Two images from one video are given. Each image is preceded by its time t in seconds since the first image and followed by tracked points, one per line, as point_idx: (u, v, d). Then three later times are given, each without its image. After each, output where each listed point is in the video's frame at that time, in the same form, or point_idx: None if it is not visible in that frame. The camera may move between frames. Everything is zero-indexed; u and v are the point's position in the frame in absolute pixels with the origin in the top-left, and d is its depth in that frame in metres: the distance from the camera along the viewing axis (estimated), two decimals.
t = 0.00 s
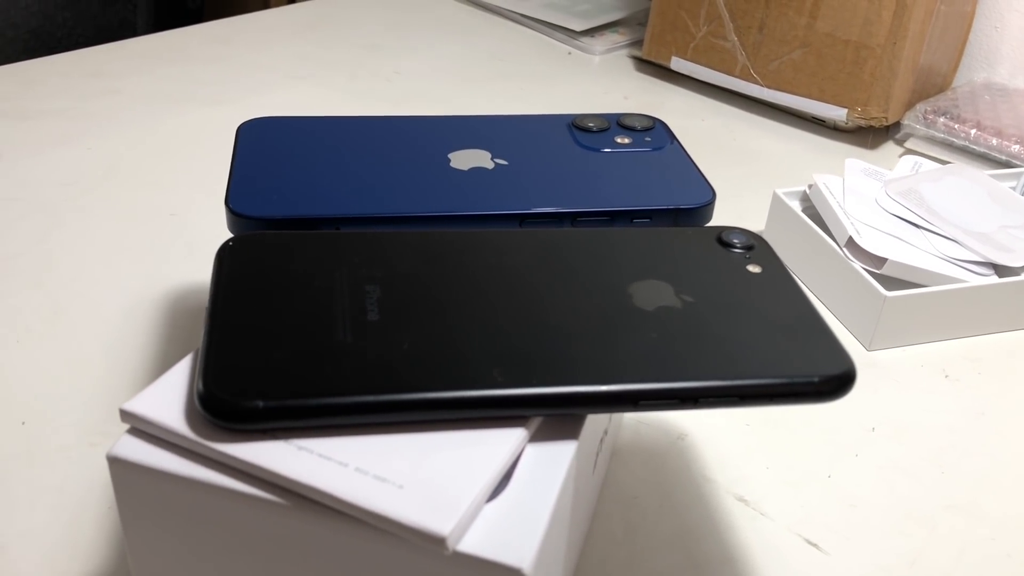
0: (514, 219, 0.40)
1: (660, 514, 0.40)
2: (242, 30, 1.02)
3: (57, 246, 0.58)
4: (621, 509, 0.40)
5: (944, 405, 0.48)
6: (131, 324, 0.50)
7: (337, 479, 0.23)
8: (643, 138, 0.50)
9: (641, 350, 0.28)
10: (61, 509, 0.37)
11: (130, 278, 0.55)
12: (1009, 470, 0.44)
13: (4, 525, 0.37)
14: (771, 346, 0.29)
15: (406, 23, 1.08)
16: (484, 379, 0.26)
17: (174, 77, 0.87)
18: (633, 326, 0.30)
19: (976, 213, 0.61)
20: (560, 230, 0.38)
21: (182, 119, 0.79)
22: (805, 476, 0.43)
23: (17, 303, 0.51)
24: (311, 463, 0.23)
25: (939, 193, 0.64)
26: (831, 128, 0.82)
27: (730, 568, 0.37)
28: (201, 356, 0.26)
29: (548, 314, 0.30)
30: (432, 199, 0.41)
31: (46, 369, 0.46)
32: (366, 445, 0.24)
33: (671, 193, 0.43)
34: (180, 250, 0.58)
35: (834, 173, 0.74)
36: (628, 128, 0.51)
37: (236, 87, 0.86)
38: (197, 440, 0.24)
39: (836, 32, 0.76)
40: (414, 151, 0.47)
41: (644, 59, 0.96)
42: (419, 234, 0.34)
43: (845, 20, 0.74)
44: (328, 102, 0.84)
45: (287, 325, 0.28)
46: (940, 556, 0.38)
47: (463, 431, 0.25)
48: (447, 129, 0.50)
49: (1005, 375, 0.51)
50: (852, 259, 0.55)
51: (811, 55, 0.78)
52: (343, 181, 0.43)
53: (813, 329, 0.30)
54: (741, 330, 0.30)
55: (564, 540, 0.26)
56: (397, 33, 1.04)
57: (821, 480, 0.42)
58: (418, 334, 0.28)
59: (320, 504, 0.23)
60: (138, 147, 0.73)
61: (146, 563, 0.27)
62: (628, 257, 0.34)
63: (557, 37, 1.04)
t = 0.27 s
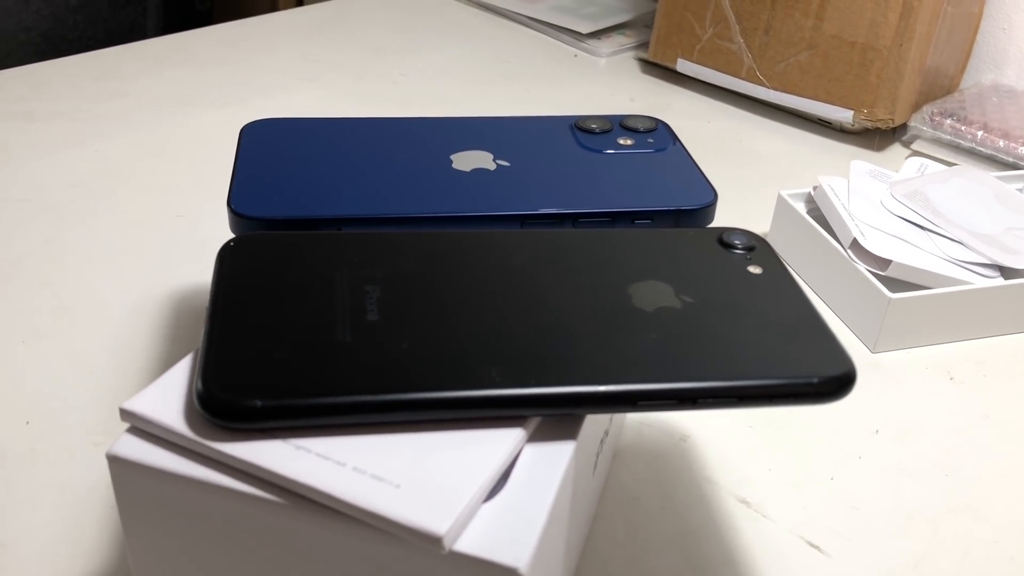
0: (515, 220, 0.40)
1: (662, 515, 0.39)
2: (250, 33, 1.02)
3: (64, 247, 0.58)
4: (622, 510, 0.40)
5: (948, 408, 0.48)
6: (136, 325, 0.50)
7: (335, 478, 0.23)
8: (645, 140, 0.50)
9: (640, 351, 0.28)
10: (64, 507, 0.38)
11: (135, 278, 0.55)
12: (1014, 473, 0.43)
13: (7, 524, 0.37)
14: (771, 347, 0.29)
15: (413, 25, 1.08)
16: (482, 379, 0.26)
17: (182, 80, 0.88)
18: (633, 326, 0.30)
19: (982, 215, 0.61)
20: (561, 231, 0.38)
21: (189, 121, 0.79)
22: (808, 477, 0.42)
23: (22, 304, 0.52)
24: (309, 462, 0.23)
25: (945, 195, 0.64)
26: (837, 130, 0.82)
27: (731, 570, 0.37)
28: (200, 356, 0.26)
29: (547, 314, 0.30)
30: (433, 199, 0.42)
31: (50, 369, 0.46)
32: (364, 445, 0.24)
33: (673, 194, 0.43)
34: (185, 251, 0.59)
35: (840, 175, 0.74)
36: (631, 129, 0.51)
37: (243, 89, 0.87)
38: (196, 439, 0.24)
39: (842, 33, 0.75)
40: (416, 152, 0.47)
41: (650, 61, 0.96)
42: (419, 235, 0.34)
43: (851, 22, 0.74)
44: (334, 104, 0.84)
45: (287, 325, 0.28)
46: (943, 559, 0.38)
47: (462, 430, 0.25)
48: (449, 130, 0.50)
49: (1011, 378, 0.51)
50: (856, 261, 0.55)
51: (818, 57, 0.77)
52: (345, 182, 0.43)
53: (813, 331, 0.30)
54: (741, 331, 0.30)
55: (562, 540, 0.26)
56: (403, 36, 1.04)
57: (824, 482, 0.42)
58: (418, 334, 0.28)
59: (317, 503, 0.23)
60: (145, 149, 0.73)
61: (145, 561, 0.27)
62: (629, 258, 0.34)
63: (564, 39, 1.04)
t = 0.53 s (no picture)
0: (514, 221, 0.40)
1: (662, 517, 0.39)
2: (256, 36, 1.03)
3: (69, 248, 0.58)
4: (622, 512, 0.40)
5: (951, 411, 0.48)
6: (139, 326, 0.50)
7: (330, 477, 0.23)
8: (647, 141, 0.50)
9: (636, 352, 0.28)
10: (65, 508, 0.38)
11: (138, 280, 0.55)
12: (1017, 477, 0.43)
13: (8, 524, 0.37)
14: (768, 348, 0.29)
15: (418, 28, 1.08)
16: (478, 380, 0.26)
17: (188, 82, 0.88)
18: (630, 327, 0.30)
19: (987, 218, 0.61)
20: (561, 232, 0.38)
21: (194, 123, 0.79)
22: (809, 480, 0.42)
23: (26, 305, 0.52)
24: (304, 462, 0.23)
25: (950, 197, 0.64)
26: (842, 132, 0.82)
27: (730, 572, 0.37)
28: (198, 356, 0.27)
29: (544, 315, 0.30)
30: (433, 201, 0.42)
31: (54, 369, 0.46)
32: (360, 445, 0.24)
33: (673, 195, 0.43)
34: (189, 252, 0.59)
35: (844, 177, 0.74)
36: (633, 131, 0.51)
37: (249, 91, 0.87)
38: (192, 438, 0.24)
39: (847, 36, 0.75)
40: (416, 154, 0.47)
41: (655, 64, 0.96)
42: (418, 235, 0.34)
43: (856, 24, 0.74)
44: (340, 107, 0.84)
45: (284, 325, 0.28)
46: (945, 562, 0.38)
47: (458, 430, 0.25)
48: (450, 131, 0.50)
49: (1016, 381, 0.51)
50: (859, 263, 0.54)
51: (823, 59, 0.77)
52: (345, 184, 0.43)
53: (811, 332, 0.30)
54: (739, 332, 0.30)
55: (559, 541, 0.26)
56: (409, 39, 1.05)
57: (825, 484, 0.42)
58: (414, 335, 0.28)
59: (312, 502, 0.23)
60: (151, 151, 0.73)
61: (142, 560, 0.27)
62: (627, 259, 0.34)
63: (569, 42, 1.04)
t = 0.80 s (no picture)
0: (514, 222, 0.40)
1: (662, 519, 0.39)
2: (263, 39, 1.03)
3: (75, 249, 0.59)
4: (622, 513, 0.40)
5: (953, 413, 0.48)
6: (142, 326, 0.50)
7: (326, 476, 0.23)
8: (648, 143, 0.50)
9: (633, 352, 0.28)
10: (67, 507, 0.38)
11: (143, 281, 0.55)
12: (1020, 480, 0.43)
13: (10, 522, 0.37)
14: (764, 349, 0.29)
15: (424, 31, 1.09)
16: (475, 379, 0.26)
17: (195, 85, 0.89)
18: (628, 327, 0.30)
19: (991, 220, 0.61)
20: (561, 232, 0.38)
21: (200, 125, 0.79)
22: (810, 481, 0.42)
23: (31, 305, 0.52)
24: (301, 460, 0.24)
25: (954, 198, 0.64)
26: (847, 135, 0.82)
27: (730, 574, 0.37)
28: (197, 355, 0.27)
29: (543, 316, 0.30)
30: (434, 201, 0.42)
31: (57, 369, 0.47)
32: (356, 443, 0.25)
33: (673, 196, 0.43)
34: (193, 253, 0.59)
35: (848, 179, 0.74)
36: (634, 132, 0.51)
37: (255, 94, 0.87)
38: (191, 437, 0.24)
39: (852, 38, 0.75)
40: (418, 155, 0.47)
41: (661, 67, 0.96)
42: (418, 236, 0.35)
43: (861, 27, 0.74)
44: (346, 110, 0.85)
45: (284, 325, 0.28)
46: (946, 564, 0.38)
47: (455, 429, 0.25)
48: (452, 133, 0.50)
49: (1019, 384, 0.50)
50: (862, 266, 0.54)
51: (827, 62, 0.77)
52: (347, 184, 0.43)
53: (809, 333, 0.30)
54: (736, 333, 0.30)
55: (556, 540, 0.26)
56: (415, 41, 1.05)
57: (826, 486, 0.42)
58: (413, 335, 0.28)
59: (309, 500, 0.23)
60: (156, 154, 0.74)
61: (141, 559, 0.27)
62: (627, 260, 0.34)
63: (575, 45, 1.04)
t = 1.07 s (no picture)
0: (513, 222, 0.40)
1: (661, 520, 0.39)
2: (268, 41, 1.03)
3: (79, 250, 0.59)
4: (621, 514, 0.40)
5: (955, 416, 0.47)
6: (144, 327, 0.51)
7: (321, 474, 0.23)
8: (648, 144, 0.50)
9: (629, 352, 0.28)
10: (67, 507, 0.38)
11: (146, 281, 0.56)
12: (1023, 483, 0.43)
13: (11, 521, 0.37)
14: (761, 350, 0.29)
15: (429, 34, 1.09)
16: (471, 379, 0.26)
17: (200, 87, 0.89)
18: (625, 328, 0.30)
19: (994, 223, 0.61)
20: (560, 233, 0.38)
21: (205, 127, 0.80)
22: (810, 483, 0.42)
23: (35, 305, 0.52)
24: (296, 459, 0.24)
25: (957, 201, 0.64)
26: (851, 137, 0.82)
27: None
28: (195, 354, 0.27)
29: (540, 316, 0.30)
30: (434, 202, 0.42)
31: (60, 369, 0.47)
32: (352, 442, 0.25)
33: (673, 197, 0.43)
34: (196, 255, 0.59)
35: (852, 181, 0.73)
36: (634, 134, 0.51)
37: (260, 96, 0.88)
38: (187, 436, 0.24)
39: (857, 40, 0.75)
40: (418, 156, 0.47)
41: (665, 69, 0.96)
42: (417, 236, 0.35)
43: (865, 29, 0.74)
44: (351, 112, 0.85)
45: (281, 324, 0.28)
46: (946, 568, 0.38)
47: (450, 429, 0.25)
48: (453, 134, 0.50)
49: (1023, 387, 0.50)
50: (864, 268, 0.54)
51: (831, 64, 0.77)
52: (347, 185, 0.43)
53: (807, 334, 0.30)
54: (733, 333, 0.30)
55: (552, 540, 0.26)
56: (419, 44, 1.05)
57: (826, 487, 0.42)
58: (410, 334, 0.28)
59: (304, 499, 0.23)
60: (161, 155, 0.74)
61: (139, 557, 0.27)
62: (625, 260, 0.34)
63: (579, 47, 1.04)
